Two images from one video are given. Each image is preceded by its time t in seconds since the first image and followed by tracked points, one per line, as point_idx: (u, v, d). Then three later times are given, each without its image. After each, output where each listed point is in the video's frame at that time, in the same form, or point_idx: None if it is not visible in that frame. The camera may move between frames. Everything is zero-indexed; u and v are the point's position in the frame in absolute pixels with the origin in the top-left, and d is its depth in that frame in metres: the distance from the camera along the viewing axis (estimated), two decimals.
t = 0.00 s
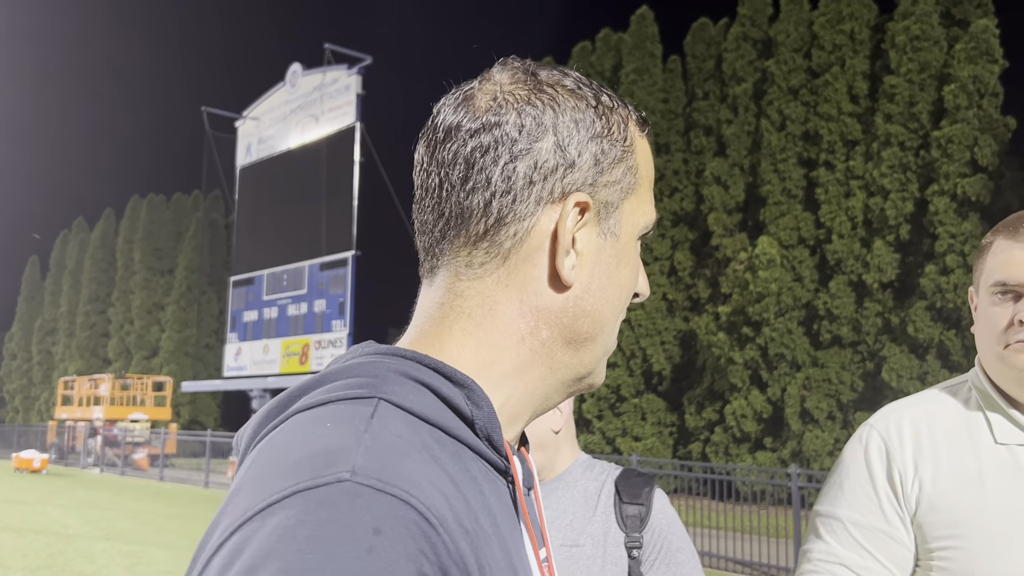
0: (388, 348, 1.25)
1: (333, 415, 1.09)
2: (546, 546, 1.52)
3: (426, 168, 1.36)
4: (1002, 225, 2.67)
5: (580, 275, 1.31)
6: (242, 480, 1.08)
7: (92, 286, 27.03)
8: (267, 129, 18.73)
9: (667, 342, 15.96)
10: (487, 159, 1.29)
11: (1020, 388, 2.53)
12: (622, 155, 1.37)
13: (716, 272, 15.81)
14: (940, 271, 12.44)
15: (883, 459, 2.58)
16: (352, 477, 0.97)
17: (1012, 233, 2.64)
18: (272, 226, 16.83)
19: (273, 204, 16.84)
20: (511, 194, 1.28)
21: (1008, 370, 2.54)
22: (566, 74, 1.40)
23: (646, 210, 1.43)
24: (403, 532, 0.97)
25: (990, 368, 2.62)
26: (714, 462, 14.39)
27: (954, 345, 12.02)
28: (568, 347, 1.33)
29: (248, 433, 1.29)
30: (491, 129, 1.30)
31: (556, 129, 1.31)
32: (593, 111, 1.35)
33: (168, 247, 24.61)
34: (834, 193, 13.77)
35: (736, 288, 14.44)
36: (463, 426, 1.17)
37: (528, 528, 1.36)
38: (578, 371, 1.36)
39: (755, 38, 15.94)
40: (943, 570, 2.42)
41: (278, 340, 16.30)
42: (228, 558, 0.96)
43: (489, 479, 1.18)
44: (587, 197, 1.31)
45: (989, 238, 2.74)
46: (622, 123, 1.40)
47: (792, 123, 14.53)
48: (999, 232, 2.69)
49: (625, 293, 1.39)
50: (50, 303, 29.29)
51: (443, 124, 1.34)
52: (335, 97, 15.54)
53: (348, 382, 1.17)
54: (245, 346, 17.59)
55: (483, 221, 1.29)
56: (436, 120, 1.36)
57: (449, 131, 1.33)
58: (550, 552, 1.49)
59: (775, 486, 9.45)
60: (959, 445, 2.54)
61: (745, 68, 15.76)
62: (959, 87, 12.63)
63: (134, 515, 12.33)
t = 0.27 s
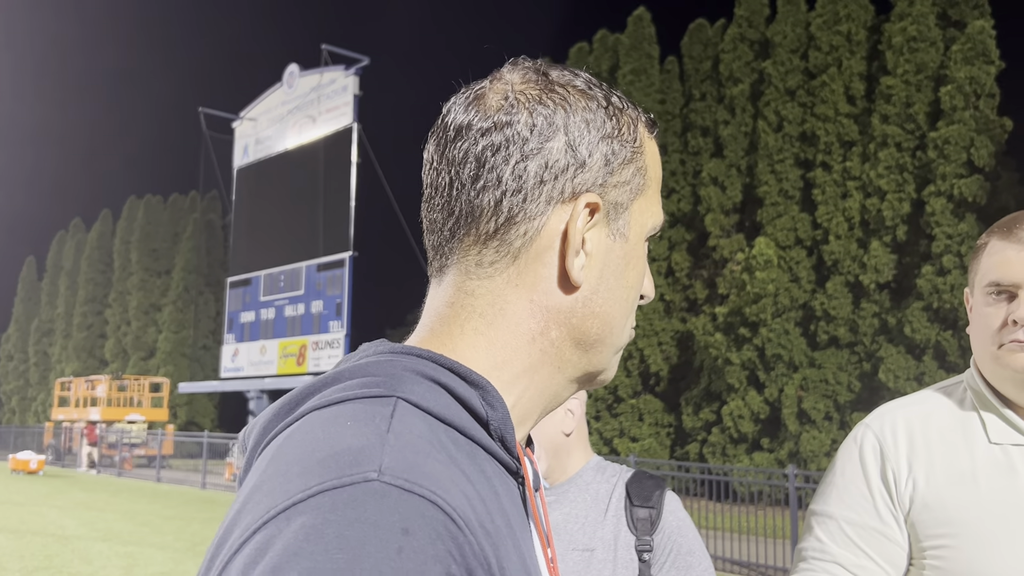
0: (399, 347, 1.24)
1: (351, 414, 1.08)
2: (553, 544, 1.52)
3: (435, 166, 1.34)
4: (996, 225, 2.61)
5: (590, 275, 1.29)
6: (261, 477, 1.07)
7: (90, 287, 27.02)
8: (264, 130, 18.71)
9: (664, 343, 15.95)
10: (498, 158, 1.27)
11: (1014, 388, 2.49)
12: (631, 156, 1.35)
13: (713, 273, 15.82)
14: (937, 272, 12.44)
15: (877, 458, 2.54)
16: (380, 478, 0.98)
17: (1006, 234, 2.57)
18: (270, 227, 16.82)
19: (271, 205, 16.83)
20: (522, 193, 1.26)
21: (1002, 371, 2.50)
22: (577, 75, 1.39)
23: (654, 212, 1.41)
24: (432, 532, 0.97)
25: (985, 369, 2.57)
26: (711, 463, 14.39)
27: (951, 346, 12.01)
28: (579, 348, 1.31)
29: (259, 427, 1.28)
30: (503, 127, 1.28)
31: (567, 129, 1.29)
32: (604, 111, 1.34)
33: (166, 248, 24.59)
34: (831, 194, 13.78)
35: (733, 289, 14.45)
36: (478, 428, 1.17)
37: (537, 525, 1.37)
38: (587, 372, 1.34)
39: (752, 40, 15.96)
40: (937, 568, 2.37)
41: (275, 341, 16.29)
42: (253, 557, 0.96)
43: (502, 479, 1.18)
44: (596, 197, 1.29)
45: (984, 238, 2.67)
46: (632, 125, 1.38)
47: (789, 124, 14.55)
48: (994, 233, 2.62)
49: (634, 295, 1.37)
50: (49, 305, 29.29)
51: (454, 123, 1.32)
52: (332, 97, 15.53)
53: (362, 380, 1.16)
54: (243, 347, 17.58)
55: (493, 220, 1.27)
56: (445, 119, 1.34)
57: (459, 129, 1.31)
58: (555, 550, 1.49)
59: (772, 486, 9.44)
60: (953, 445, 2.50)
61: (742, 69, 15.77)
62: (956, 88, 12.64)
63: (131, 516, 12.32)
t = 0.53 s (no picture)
0: (404, 348, 1.25)
1: (354, 415, 1.09)
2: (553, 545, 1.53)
3: (443, 168, 1.35)
4: (992, 231, 2.63)
5: (595, 279, 1.29)
6: (265, 477, 1.08)
7: (87, 288, 26.99)
8: (261, 131, 18.71)
9: (662, 344, 15.96)
10: (506, 161, 1.28)
11: (1009, 394, 2.50)
12: (639, 162, 1.36)
13: (710, 274, 15.83)
14: (933, 272, 12.47)
15: (872, 458, 2.55)
16: (383, 480, 0.98)
17: (1001, 240, 2.59)
18: (267, 228, 16.81)
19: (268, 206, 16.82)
20: (529, 197, 1.27)
21: (996, 375, 2.51)
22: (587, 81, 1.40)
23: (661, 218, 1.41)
24: (435, 536, 0.97)
25: (980, 375, 2.59)
26: (708, 464, 14.40)
27: (948, 346, 12.04)
28: (581, 352, 1.31)
29: (262, 426, 1.29)
30: (513, 131, 1.29)
31: (576, 134, 1.30)
32: (611, 118, 1.35)
33: (163, 249, 24.56)
34: (827, 195, 13.81)
35: (731, 289, 14.48)
36: (481, 430, 1.18)
37: (538, 527, 1.39)
38: (590, 375, 1.34)
39: (750, 41, 16.00)
40: (931, 569, 2.38)
41: (272, 342, 16.27)
42: (256, 559, 0.96)
43: (504, 480, 1.20)
44: (604, 203, 1.29)
45: (979, 243, 2.70)
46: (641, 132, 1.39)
47: (786, 124, 14.59)
48: (989, 237, 2.64)
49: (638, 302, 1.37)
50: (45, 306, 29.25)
51: (463, 126, 1.33)
52: (329, 99, 15.53)
53: (367, 382, 1.17)
54: (240, 348, 17.57)
55: (501, 223, 1.28)
56: (454, 121, 1.36)
57: (469, 131, 1.32)
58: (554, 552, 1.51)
59: (770, 486, 9.46)
60: (948, 447, 2.51)
61: (739, 70, 15.79)
62: (952, 89, 12.68)
63: (128, 518, 12.32)
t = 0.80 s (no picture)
0: (394, 352, 1.21)
1: (342, 418, 1.07)
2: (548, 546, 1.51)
3: (435, 171, 1.31)
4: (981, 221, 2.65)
5: (586, 284, 1.25)
6: (252, 481, 1.05)
7: (84, 290, 26.95)
8: (258, 132, 18.68)
9: (659, 345, 15.95)
10: (497, 165, 1.24)
11: (1001, 377, 2.49)
12: (632, 166, 1.32)
13: (707, 275, 15.82)
14: (930, 273, 12.47)
15: (867, 459, 2.54)
16: (369, 482, 0.96)
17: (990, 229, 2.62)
18: (264, 229, 16.78)
19: (265, 207, 16.79)
20: (520, 201, 1.23)
21: (990, 358, 2.50)
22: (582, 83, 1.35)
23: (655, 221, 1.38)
24: (421, 537, 0.95)
25: (973, 369, 2.58)
26: (706, 465, 14.39)
27: (945, 347, 12.05)
28: (573, 357, 1.27)
29: (253, 430, 1.27)
30: (503, 135, 1.25)
31: (568, 137, 1.26)
32: (605, 122, 1.30)
33: (160, 251, 24.55)
34: (824, 196, 13.81)
35: (728, 290, 14.48)
36: (470, 432, 1.15)
37: (531, 532, 1.36)
38: (582, 380, 1.30)
39: (746, 42, 15.99)
40: (924, 569, 2.37)
41: (269, 344, 16.25)
42: (242, 562, 0.93)
43: (495, 483, 1.17)
44: (596, 207, 1.25)
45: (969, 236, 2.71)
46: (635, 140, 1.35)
47: (783, 126, 14.58)
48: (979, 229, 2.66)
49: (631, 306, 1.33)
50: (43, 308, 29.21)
51: (455, 128, 1.29)
52: (326, 100, 15.50)
53: (356, 385, 1.14)
54: (238, 349, 17.55)
55: (491, 227, 1.24)
56: (447, 124, 1.31)
57: (460, 135, 1.28)
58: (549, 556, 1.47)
59: (767, 487, 9.50)
60: (942, 446, 2.48)
61: (736, 72, 15.78)
62: (948, 90, 12.67)
63: (125, 520, 12.30)
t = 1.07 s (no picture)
0: (378, 364, 1.22)
1: (323, 430, 1.07)
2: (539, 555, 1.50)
3: (418, 185, 1.32)
4: (977, 232, 2.65)
5: (565, 295, 1.25)
6: (233, 494, 1.06)
7: (80, 292, 26.90)
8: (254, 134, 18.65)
9: (656, 346, 15.97)
10: (474, 178, 1.24)
11: (995, 389, 2.51)
12: (613, 177, 1.30)
13: (704, 276, 15.83)
14: (927, 274, 12.49)
15: (860, 465, 2.54)
16: (345, 493, 0.96)
17: (986, 239, 2.62)
18: (261, 231, 16.76)
19: (262, 209, 16.77)
20: (496, 214, 1.23)
21: (983, 370, 2.51)
22: (565, 97, 1.35)
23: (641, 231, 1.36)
24: (397, 547, 0.95)
25: (967, 374, 2.59)
26: (703, 466, 14.40)
27: (942, 348, 12.07)
28: (554, 367, 1.27)
29: (239, 443, 1.27)
30: (475, 148, 1.25)
31: (545, 151, 1.25)
32: (586, 135, 1.29)
33: (157, 253, 24.52)
34: (821, 197, 13.83)
35: (725, 291, 14.51)
36: (454, 441, 1.14)
37: (518, 541, 1.34)
38: (564, 390, 1.29)
39: (743, 44, 16.03)
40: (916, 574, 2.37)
41: (266, 346, 16.22)
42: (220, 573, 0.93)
43: (481, 492, 1.15)
44: (574, 220, 1.25)
45: (965, 243, 2.71)
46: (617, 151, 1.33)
47: (779, 127, 14.61)
48: (975, 238, 2.66)
49: (613, 316, 1.32)
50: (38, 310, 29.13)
51: (436, 142, 1.30)
52: (323, 102, 15.49)
53: (337, 397, 1.14)
54: (234, 352, 17.53)
55: (469, 239, 1.24)
56: (429, 138, 1.31)
57: (441, 150, 1.28)
58: (540, 564, 1.47)
59: (765, 489, 9.48)
60: (933, 452, 2.49)
61: (733, 73, 15.82)
62: (944, 91, 12.71)
63: (122, 522, 12.27)
